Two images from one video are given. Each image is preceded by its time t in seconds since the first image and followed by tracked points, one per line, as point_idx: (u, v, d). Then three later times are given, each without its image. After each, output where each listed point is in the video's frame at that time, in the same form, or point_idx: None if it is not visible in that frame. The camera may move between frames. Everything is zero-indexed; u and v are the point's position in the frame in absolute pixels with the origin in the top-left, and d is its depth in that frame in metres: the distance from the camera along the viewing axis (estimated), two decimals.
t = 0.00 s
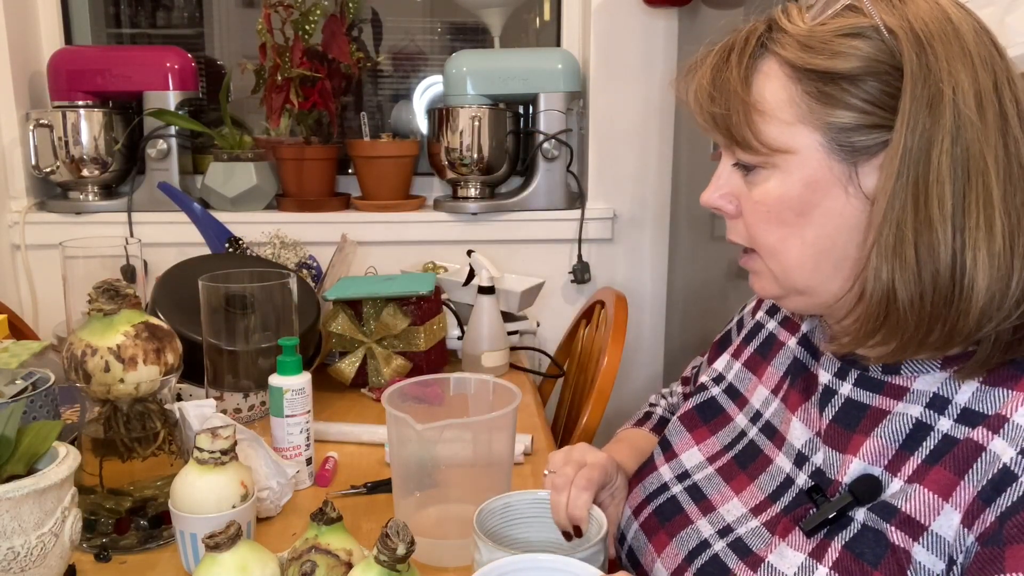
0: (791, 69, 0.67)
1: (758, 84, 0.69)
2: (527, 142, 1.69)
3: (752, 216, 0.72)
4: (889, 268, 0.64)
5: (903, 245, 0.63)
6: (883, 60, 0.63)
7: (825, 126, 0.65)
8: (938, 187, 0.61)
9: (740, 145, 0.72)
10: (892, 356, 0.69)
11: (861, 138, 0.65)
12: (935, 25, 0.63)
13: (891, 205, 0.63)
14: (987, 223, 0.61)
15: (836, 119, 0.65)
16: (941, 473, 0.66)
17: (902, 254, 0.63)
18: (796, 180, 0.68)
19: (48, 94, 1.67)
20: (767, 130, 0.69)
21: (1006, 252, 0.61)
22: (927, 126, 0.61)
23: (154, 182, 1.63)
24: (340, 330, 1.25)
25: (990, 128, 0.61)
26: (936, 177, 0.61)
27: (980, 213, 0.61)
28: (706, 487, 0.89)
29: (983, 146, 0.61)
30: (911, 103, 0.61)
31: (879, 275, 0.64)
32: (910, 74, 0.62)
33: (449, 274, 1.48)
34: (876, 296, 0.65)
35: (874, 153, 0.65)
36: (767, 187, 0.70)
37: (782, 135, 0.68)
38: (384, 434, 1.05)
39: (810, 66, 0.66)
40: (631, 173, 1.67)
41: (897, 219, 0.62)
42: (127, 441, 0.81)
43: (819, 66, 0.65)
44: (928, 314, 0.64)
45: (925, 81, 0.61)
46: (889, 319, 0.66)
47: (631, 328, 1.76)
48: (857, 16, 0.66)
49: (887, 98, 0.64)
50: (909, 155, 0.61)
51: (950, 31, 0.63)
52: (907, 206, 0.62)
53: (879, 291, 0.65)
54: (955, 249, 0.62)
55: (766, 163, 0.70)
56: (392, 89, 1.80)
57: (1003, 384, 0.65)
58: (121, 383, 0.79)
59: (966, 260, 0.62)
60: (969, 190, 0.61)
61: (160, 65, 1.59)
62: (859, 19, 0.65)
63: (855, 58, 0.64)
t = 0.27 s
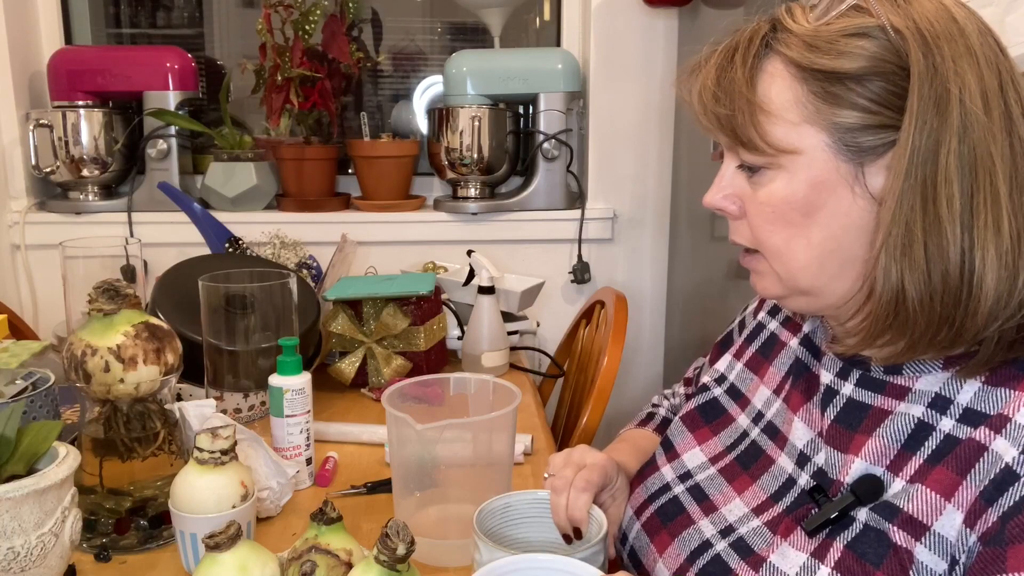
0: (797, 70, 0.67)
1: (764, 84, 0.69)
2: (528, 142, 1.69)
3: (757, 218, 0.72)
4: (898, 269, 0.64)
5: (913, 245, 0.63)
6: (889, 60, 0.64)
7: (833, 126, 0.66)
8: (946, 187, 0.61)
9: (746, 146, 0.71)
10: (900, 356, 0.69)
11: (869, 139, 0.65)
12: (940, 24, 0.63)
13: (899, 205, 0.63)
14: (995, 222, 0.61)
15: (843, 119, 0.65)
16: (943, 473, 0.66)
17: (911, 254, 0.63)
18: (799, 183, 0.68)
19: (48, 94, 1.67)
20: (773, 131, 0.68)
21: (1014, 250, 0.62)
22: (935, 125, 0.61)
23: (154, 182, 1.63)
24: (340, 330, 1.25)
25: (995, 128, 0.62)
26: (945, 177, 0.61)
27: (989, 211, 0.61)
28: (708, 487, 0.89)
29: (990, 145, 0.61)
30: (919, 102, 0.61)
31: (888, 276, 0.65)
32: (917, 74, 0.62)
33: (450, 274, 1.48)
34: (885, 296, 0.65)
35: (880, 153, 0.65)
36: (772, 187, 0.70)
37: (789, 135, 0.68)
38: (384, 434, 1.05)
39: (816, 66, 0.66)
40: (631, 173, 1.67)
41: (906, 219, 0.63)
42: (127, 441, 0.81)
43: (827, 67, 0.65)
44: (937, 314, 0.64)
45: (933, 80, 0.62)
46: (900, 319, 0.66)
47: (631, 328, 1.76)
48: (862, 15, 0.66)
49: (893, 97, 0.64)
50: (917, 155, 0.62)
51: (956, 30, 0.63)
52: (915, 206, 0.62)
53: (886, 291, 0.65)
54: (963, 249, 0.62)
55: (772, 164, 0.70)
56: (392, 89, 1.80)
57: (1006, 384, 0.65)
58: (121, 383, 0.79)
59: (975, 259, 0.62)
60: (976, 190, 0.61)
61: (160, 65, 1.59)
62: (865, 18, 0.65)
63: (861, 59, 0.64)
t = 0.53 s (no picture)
0: (800, 71, 0.67)
1: (766, 86, 0.69)
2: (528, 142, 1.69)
3: (759, 219, 0.72)
4: (902, 269, 0.64)
5: (918, 245, 0.63)
6: (891, 61, 0.64)
7: (836, 128, 0.65)
8: (950, 188, 0.62)
9: (750, 149, 0.71)
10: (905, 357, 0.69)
11: (873, 140, 0.65)
12: (943, 25, 0.63)
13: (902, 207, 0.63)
14: (1000, 222, 0.61)
15: (846, 121, 0.65)
16: (943, 474, 0.66)
17: (916, 255, 0.63)
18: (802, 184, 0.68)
19: (48, 94, 1.67)
20: (775, 133, 0.68)
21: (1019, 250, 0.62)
22: (938, 126, 0.61)
23: (154, 182, 1.63)
24: (340, 330, 1.25)
25: (999, 129, 0.62)
26: (948, 178, 0.62)
27: (993, 212, 0.61)
28: (709, 487, 0.89)
29: (993, 146, 0.61)
30: (922, 104, 0.61)
31: (892, 277, 0.65)
32: (920, 75, 0.62)
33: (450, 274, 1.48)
34: (890, 297, 0.65)
35: (884, 155, 0.65)
36: (775, 187, 0.70)
37: (792, 137, 0.67)
38: (384, 434, 1.05)
39: (818, 67, 0.66)
40: (631, 173, 1.67)
41: (911, 220, 0.63)
42: (127, 441, 0.81)
43: (829, 69, 0.65)
44: (942, 314, 0.64)
45: (936, 82, 0.62)
46: (905, 320, 0.66)
47: (631, 328, 1.76)
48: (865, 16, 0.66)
49: (896, 99, 0.64)
50: (918, 154, 0.62)
51: (958, 31, 0.63)
52: (917, 207, 0.62)
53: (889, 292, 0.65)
54: (967, 250, 0.62)
55: (774, 165, 0.70)
56: (392, 89, 1.80)
57: (1006, 385, 0.65)
58: (121, 383, 0.79)
59: (979, 259, 0.62)
60: (980, 190, 0.61)
61: (160, 65, 1.59)
62: (868, 20, 0.65)
63: (864, 60, 0.64)
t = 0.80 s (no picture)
0: (801, 71, 0.66)
1: (766, 87, 0.68)
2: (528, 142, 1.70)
3: (757, 221, 0.71)
4: (906, 273, 0.64)
5: (923, 249, 0.63)
6: (894, 61, 0.63)
7: (840, 130, 0.65)
8: (954, 193, 0.62)
9: (751, 150, 0.69)
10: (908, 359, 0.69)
11: (876, 141, 0.65)
12: (945, 26, 0.63)
13: (906, 210, 0.62)
14: (1002, 226, 0.61)
15: (850, 122, 0.64)
16: (936, 479, 0.66)
17: (920, 259, 0.63)
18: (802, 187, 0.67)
19: (47, 94, 1.67)
20: (778, 135, 0.67)
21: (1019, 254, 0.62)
22: (942, 129, 0.61)
23: (154, 182, 1.63)
24: (340, 330, 1.25)
25: (1000, 131, 0.62)
26: (953, 182, 0.62)
27: (995, 215, 0.61)
28: (709, 486, 0.90)
29: (995, 149, 0.62)
30: (926, 106, 0.61)
31: (895, 281, 0.64)
32: (923, 77, 0.62)
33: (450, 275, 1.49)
34: (892, 300, 0.65)
35: (886, 156, 0.65)
36: (774, 190, 0.69)
37: (794, 138, 0.67)
38: (384, 434, 1.05)
39: (821, 68, 0.65)
40: (631, 173, 1.67)
41: (915, 224, 0.62)
42: (127, 441, 0.81)
43: (832, 69, 0.64)
44: (945, 318, 0.64)
45: (939, 85, 0.62)
46: (910, 323, 0.66)
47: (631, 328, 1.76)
48: (866, 14, 0.65)
49: (898, 100, 0.64)
50: (924, 157, 0.62)
51: (959, 31, 0.63)
52: (922, 210, 0.62)
53: (892, 295, 0.65)
54: (969, 253, 0.62)
55: (773, 167, 0.69)
56: (393, 89, 1.80)
57: (998, 388, 0.65)
58: (121, 383, 0.79)
59: (982, 262, 0.62)
60: (982, 193, 0.62)
61: (160, 65, 1.59)
62: (870, 18, 0.65)
63: (867, 60, 0.63)
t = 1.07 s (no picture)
0: (802, 68, 0.60)
1: (763, 85, 0.62)
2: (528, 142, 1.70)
3: (752, 224, 0.65)
4: (907, 279, 0.59)
5: (926, 254, 0.58)
6: (899, 62, 0.57)
7: (841, 131, 0.59)
8: (962, 195, 0.57)
9: (750, 151, 0.63)
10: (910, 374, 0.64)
11: (879, 144, 0.59)
12: (954, 26, 0.58)
13: (908, 213, 0.57)
14: (1007, 234, 0.57)
15: (854, 123, 0.59)
16: (938, 496, 0.64)
17: (923, 265, 0.58)
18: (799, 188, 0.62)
19: (47, 94, 1.67)
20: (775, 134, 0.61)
21: None
22: (948, 132, 0.56)
23: (154, 182, 1.63)
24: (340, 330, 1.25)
25: (1005, 133, 0.57)
26: (960, 184, 0.57)
27: (1002, 223, 0.57)
28: (701, 493, 0.85)
29: (1000, 152, 0.57)
30: (932, 111, 0.56)
31: (896, 290, 0.59)
32: (930, 80, 0.56)
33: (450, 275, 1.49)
34: (891, 308, 0.60)
35: (888, 160, 0.59)
36: (771, 191, 0.63)
37: (793, 137, 0.61)
38: (384, 434, 1.05)
39: (820, 66, 0.59)
40: (632, 174, 1.67)
41: (918, 231, 0.58)
42: (127, 441, 0.81)
43: (834, 67, 0.58)
44: (949, 327, 0.60)
45: (947, 88, 0.56)
46: (910, 335, 0.61)
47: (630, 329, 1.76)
48: (871, 12, 0.59)
49: (902, 102, 0.58)
50: (928, 160, 0.56)
51: (967, 32, 0.58)
52: (923, 215, 0.57)
53: (892, 302, 0.60)
54: (975, 263, 0.58)
55: (770, 167, 0.63)
56: (392, 89, 1.80)
57: (999, 402, 0.63)
58: (121, 383, 0.79)
59: (987, 273, 0.58)
60: (988, 200, 0.57)
61: (160, 65, 1.59)
62: (875, 16, 0.59)
63: (871, 59, 0.57)
